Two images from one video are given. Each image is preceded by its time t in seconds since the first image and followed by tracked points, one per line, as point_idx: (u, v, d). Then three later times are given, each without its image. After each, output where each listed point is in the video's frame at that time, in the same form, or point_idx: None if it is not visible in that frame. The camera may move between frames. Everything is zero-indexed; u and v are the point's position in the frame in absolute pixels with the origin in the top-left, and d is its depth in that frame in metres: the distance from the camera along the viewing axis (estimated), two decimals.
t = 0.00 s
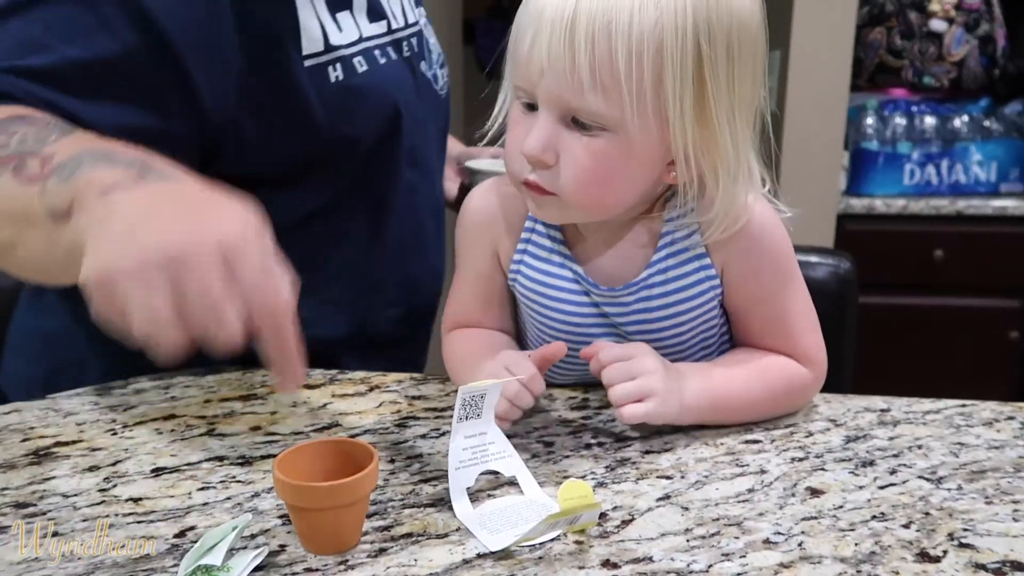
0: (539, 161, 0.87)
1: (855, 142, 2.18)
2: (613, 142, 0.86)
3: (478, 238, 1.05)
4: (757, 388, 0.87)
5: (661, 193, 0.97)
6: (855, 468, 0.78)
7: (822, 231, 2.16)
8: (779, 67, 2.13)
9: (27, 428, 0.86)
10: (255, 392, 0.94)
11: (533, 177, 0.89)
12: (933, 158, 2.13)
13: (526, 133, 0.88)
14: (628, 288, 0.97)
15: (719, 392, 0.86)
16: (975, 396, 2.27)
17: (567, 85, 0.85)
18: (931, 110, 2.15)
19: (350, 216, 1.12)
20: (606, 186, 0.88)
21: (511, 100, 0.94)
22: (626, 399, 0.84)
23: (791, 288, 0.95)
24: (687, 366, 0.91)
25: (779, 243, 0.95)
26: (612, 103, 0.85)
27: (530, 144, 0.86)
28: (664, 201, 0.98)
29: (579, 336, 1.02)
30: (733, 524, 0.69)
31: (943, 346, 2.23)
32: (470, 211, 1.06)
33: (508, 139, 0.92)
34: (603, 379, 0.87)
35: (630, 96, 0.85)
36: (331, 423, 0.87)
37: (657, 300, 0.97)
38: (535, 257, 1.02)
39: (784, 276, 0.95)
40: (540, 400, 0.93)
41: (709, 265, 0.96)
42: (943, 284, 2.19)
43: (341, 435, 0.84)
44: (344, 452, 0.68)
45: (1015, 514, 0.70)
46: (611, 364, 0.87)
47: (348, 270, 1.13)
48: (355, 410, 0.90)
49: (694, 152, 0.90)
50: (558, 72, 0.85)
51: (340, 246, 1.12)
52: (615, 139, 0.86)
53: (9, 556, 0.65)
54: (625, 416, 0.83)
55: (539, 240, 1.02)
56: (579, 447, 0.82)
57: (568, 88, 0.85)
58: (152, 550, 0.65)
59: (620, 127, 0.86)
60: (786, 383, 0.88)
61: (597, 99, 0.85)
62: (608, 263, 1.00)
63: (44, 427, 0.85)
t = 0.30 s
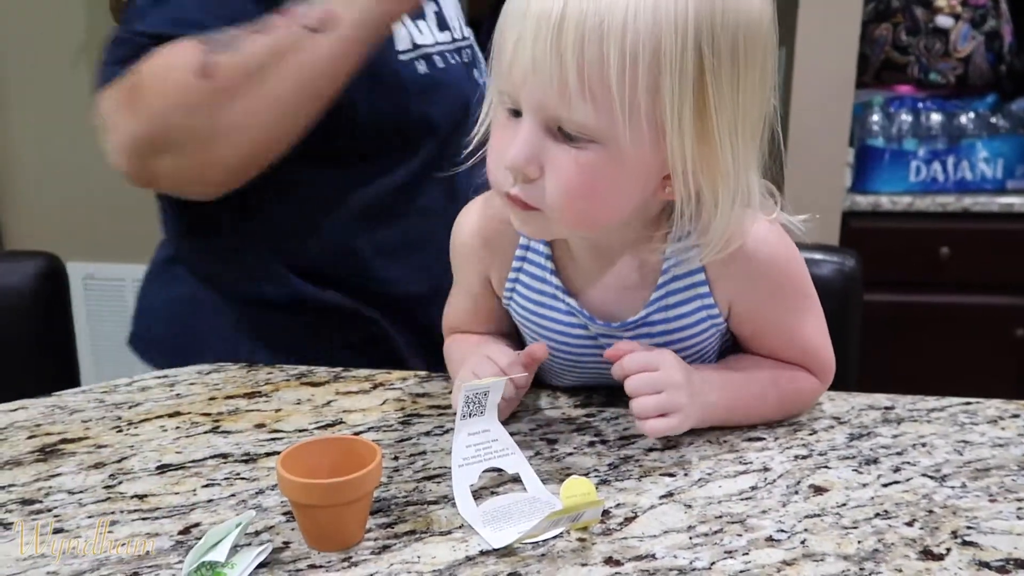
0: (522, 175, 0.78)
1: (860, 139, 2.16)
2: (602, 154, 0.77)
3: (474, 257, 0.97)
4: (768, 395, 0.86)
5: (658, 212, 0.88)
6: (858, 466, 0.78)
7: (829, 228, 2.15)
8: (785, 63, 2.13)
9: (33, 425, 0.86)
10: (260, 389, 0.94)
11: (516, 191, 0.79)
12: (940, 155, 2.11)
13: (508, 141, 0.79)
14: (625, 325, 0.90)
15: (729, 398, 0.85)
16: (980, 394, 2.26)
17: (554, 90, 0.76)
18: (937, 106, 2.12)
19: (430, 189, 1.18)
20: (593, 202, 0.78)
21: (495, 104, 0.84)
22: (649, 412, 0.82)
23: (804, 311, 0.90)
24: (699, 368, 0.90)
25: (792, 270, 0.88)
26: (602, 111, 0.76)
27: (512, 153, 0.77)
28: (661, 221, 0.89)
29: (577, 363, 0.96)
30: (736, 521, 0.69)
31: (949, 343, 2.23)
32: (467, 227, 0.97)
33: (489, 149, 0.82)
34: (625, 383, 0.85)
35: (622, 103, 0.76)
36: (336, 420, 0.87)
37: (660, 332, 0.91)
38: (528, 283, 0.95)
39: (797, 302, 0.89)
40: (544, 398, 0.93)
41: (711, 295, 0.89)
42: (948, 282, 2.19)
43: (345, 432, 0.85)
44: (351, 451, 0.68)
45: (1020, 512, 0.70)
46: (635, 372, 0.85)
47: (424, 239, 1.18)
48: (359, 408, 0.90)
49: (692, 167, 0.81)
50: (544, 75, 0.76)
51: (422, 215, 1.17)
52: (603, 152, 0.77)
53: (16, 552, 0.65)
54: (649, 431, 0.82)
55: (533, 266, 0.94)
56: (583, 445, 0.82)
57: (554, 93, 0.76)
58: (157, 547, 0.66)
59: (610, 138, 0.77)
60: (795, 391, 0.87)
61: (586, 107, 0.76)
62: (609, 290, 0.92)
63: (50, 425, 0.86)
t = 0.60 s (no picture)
0: (518, 217, 0.72)
1: (867, 136, 2.14)
2: (603, 196, 0.71)
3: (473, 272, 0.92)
4: (773, 395, 0.85)
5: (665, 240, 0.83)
6: (864, 465, 0.77)
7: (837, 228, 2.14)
8: (792, 61, 2.11)
9: (36, 423, 0.86)
10: (263, 387, 0.94)
11: (511, 233, 0.74)
12: (947, 152, 2.09)
13: (500, 180, 0.73)
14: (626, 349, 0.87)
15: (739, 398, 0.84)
16: (989, 392, 2.24)
17: (550, 126, 0.69)
18: (944, 103, 2.10)
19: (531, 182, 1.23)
20: (593, 243, 0.73)
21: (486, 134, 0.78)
22: (663, 425, 0.80)
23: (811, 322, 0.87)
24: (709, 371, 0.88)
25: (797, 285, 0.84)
26: (602, 151, 0.70)
27: (506, 195, 0.71)
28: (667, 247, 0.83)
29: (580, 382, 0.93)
30: (740, 521, 0.68)
31: (957, 342, 2.21)
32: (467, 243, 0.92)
33: (479, 184, 0.76)
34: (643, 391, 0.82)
35: (623, 141, 0.70)
36: (338, 419, 0.87)
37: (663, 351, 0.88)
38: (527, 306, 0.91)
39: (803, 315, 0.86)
40: (549, 398, 0.93)
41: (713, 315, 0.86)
42: (956, 280, 2.16)
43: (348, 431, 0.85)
44: (355, 450, 0.68)
45: None
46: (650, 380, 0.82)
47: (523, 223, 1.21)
48: (362, 406, 0.90)
49: (698, 203, 0.74)
50: (539, 111, 0.70)
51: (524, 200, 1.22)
52: (602, 193, 0.71)
53: (19, 551, 0.65)
54: (660, 443, 0.79)
55: (530, 291, 0.91)
56: (586, 444, 0.82)
57: (550, 129, 0.69)
58: (158, 546, 0.66)
59: (611, 179, 0.71)
60: (803, 393, 0.85)
61: (585, 147, 0.69)
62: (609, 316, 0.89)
63: (53, 423, 0.86)
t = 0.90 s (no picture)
0: (534, 253, 0.69)
1: (882, 124, 2.09)
2: (624, 236, 0.68)
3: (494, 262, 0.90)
4: (788, 391, 0.84)
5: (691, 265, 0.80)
6: (878, 455, 0.76)
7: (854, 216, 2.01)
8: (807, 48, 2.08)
9: (49, 410, 0.86)
10: (274, 374, 0.94)
11: (526, 267, 0.71)
12: (964, 140, 2.02)
13: (518, 212, 0.70)
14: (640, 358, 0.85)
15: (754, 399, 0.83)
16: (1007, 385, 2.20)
17: (571, 165, 0.65)
18: (961, 92, 2.06)
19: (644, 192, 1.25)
20: (611, 280, 0.70)
21: (503, 156, 0.74)
22: (682, 440, 0.76)
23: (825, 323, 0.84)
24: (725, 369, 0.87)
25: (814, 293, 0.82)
26: (627, 193, 0.65)
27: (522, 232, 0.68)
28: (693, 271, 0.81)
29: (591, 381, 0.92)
30: (752, 511, 0.68)
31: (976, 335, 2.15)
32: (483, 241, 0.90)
33: (496, 209, 0.74)
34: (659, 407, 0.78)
35: (650, 182, 0.65)
36: (349, 406, 0.87)
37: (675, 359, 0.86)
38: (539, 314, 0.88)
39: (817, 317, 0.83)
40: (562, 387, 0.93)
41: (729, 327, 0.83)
42: (972, 270, 2.11)
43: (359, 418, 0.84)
44: (366, 440, 0.68)
45: None
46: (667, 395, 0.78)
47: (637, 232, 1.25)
48: (373, 394, 0.90)
49: (728, 243, 0.70)
50: (562, 147, 0.65)
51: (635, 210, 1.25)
52: (624, 234, 0.68)
53: (31, 536, 0.65)
54: (679, 456, 0.76)
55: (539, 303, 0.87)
56: (598, 432, 0.82)
57: (572, 168, 0.65)
58: (170, 531, 0.66)
59: (634, 221, 0.67)
60: (819, 388, 0.84)
61: (608, 190, 0.65)
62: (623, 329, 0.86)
63: (66, 409, 0.86)
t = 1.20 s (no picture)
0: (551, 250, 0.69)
1: (890, 119, 2.08)
2: (641, 231, 0.68)
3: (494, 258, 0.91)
4: (792, 388, 0.84)
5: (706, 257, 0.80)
6: (883, 451, 0.76)
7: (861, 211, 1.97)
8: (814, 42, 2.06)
9: (54, 403, 0.87)
10: (278, 369, 0.94)
11: (543, 262, 0.71)
12: (971, 136, 2.00)
13: (534, 208, 0.70)
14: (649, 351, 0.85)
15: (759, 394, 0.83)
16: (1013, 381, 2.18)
17: (588, 165, 0.65)
18: (969, 87, 2.03)
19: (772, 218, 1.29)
20: (627, 273, 0.71)
21: (518, 151, 0.74)
22: (692, 440, 0.75)
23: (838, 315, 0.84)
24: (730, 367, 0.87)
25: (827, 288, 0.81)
26: (644, 192, 0.65)
27: (538, 228, 0.68)
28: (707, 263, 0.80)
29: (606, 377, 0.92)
30: (756, 506, 0.68)
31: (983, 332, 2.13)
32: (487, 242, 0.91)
33: (512, 203, 0.74)
34: (665, 412, 0.78)
35: (668, 180, 0.65)
36: (353, 401, 0.87)
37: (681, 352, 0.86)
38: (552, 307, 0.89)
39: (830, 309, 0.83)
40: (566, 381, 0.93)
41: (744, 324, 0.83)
42: (979, 267, 2.07)
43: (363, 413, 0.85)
44: (370, 434, 0.68)
45: None
46: (674, 397, 0.78)
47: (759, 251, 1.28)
48: (377, 389, 0.90)
49: (745, 241, 0.70)
50: (580, 147, 0.65)
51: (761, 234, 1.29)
52: (640, 229, 0.68)
53: (35, 529, 0.66)
54: (689, 454, 0.75)
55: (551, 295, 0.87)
56: (602, 428, 0.82)
57: (589, 169, 0.65)
58: (174, 525, 0.66)
59: (651, 217, 0.67)
60: (823, 385, 0.85)
61: (625, 188, 0.65)
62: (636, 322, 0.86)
63: (71, 403, 0.86)
